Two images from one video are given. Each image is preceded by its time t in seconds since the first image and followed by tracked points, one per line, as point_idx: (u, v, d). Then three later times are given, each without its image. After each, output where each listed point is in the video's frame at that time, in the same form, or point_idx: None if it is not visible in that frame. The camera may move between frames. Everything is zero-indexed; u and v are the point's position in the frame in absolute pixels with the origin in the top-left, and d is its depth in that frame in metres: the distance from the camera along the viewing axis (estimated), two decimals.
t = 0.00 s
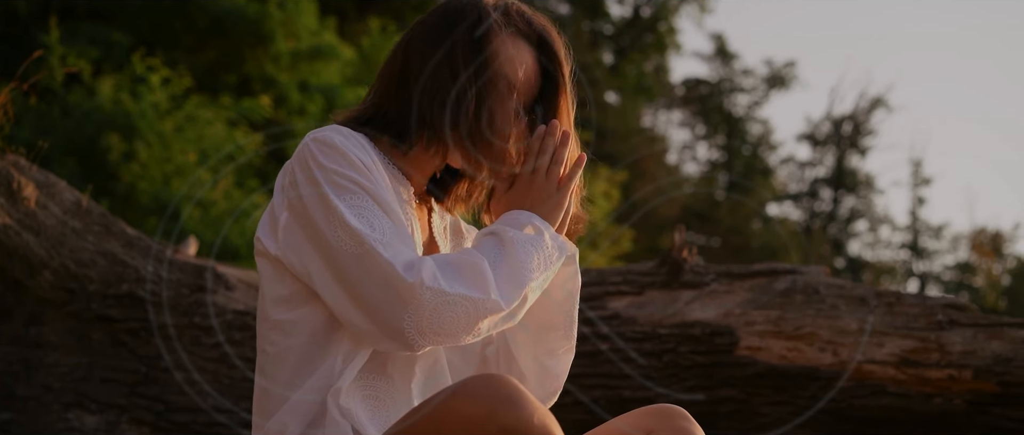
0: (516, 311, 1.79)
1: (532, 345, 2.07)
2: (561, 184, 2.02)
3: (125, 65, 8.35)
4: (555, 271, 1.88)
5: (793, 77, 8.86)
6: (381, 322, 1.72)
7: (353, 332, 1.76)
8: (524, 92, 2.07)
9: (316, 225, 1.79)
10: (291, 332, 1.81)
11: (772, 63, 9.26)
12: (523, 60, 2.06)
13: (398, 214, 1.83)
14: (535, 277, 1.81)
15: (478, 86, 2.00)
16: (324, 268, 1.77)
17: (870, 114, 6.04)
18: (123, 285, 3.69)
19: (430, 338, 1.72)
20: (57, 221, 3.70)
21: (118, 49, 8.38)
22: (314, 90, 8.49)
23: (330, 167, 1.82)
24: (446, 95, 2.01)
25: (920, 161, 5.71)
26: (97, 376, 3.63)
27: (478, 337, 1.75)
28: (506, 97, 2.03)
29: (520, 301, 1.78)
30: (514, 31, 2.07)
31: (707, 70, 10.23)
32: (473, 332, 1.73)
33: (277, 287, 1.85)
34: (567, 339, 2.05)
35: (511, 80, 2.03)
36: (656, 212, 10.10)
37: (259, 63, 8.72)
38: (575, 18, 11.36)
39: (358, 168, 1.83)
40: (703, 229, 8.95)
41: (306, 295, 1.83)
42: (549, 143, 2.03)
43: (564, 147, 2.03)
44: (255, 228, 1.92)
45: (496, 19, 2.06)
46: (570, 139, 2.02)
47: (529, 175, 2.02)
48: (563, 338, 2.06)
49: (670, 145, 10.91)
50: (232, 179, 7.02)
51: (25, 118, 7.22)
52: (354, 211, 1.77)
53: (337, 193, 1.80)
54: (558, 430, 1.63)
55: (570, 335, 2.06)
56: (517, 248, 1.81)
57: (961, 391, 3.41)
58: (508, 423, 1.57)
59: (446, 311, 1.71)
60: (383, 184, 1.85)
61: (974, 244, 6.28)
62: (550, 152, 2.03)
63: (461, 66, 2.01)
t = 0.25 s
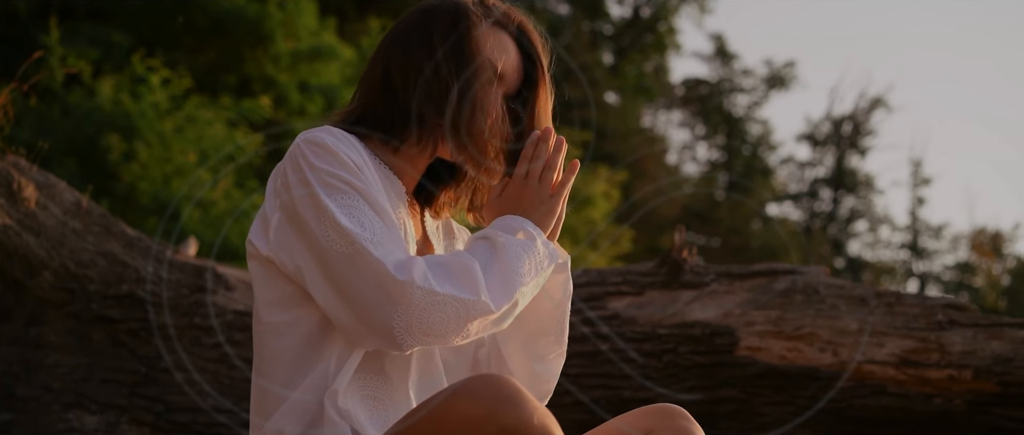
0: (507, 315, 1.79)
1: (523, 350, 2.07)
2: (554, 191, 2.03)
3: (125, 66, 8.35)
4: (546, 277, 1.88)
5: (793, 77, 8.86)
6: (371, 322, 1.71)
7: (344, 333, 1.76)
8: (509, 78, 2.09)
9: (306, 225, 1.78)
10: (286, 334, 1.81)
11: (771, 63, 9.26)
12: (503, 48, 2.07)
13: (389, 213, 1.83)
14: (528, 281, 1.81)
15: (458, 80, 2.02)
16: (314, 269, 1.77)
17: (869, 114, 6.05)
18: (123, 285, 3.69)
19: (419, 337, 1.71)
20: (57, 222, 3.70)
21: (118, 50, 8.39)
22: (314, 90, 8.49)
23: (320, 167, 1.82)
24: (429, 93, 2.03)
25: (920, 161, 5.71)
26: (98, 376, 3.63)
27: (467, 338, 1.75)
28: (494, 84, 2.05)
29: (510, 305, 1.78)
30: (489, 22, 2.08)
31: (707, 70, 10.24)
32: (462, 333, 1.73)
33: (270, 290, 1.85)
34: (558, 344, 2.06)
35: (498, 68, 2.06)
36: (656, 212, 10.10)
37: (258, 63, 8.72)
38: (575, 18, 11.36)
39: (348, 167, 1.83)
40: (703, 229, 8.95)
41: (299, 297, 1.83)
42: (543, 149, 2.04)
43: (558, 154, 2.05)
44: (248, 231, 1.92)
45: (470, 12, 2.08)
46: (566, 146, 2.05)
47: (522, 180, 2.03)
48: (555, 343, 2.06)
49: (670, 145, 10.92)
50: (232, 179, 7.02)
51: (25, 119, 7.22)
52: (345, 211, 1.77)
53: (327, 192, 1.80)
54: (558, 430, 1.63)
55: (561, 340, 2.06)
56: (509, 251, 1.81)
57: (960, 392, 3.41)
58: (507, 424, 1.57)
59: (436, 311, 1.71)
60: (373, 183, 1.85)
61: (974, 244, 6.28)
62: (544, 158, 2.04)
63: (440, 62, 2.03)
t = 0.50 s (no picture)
0: (497, 318, 1.79)
1: (514, 354, 2.08)
2: (546, 195, 2.02)
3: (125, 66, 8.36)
4: (537, 281, 1.88)
5: (793, 77, 8.87)
6: (364, 322, 1.71)
7: (338, 333, 1.75)
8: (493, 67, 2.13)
9: (298, 225, 1.78)
10: (280, 335, 1.81)
11: (771, 63, 9.27)
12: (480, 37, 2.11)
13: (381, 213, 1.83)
14: (519, 284, 1.82)
15: (438, 71, 2.04)
16: (306, 269, 1.76)
17: (869, 114, 6.06)
18: (123, 285, 3.69)
19: (411, 337, 1.71)
20: (57, 222, 3.70)
21: (118, 50, 8.39)
22: (314, 91, 8.50)
23: (312, 168, 1.82)
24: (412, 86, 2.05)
25: (920, 162, 5.71)
26: (97, 377, 3.63)
27: (458, 339, 1.75)
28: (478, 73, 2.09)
29: (501, 308, 1.78)
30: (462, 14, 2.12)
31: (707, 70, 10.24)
32: (453, 334, 1.74)
33: (263, 291, 1.84)
34: (549, 348, 2.07)
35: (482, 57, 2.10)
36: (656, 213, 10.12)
37: (258, 63, 8.71)
38: (575, 18, 11.37)
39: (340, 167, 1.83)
40: (703, 229, 8.95)
41: (293, 298, 1.83)
42: (535, 153, 2.04)
43: (550, 159, 2.04)
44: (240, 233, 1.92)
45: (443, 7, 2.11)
46: (557, 149, 2.03)
47: (514, 185, 2.02)
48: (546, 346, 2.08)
49: (669, 145, 10.92)
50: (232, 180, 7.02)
51: (25, 119, 7.23)
52: (337, 210, 1.77)
53: (320, 193, 1.79)
54: (558, 430, 1.63)
55: (552, 343, 2.08)
56: (501, 254, 1.81)
57: (960, 392, 3.41)
58: (507, 423, 1.57)
59: (427, 311, 1.71)
60: (365, 183, 1.85)
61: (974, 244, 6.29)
62: (536, 162, 2.03)
63: (419, 56, 2.06)
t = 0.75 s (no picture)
0: (490, 321, 1.80)
1: (507, 357, 2.08)
2: (539, 198, 2.02)
3: (125, 66, 8.36)
4: (530, 284, 1.89)
5: (792, 77, 8.86)
6: (358, 324, 1.71)
7: (333, 335, 1.75)
8: (475, 58, 2.15)
9: (292, 228, 1.78)
10: (276, 338, 1.81)
11: (771, 64, 9.26)
12: (458, 30, 2.11)
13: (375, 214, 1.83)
14: (511, 287, 1.82)
15: (424, 67, 2.05)
16: (301, 271, 1.76)
17: (870, 114, 6.05)
18: (123, 286, 3.69)
19: (405, 338, 1.71)
20: (57, 223, 3.70)
21: (118, 50, 8.40)
22: (314, 91, 8.51)
23: (306, 169, 1.82)
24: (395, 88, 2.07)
25: (920, 162, 5.71)
26: (98, 378, 3.64)
27: (451, 341, 1.76)
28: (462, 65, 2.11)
29: (494, 311, 1.78)
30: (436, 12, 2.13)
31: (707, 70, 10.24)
32: (446, 336, 1.74)
33: (259, 294, 1.84)
34: (542, 350, 2.08)
35: (465, 49, 2.11)
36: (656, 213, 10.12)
37: (258, 64, 8.70)
38: (575, 18, 11.37)
39: (334, 168, 1.83)
40: (703, 229, 8.94)
41: (288, 300, 1.83)
42: (528, 156, 2.02)
43: (542, 160, 2.01)
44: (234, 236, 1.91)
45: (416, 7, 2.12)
46: (549, 152, 2.00)
47: (507, 188, 2.02)
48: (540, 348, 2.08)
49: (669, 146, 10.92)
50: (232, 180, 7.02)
51: (25, 120, 7.23)
52: (331, 212, 1.77)
53: (313, 195, 1.79)
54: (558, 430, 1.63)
55: (545, 345, 2.08)
56: (494, 258, 1.82)
57: (960, 392, 3.41)
58: (507, 423, 1.57)
59: (421, 313, 1.71)
60: (358, 184, 1.85)
61: (974, 244, 6.28)
62: (529, 165, 2.01)
63: (398, 57, 2.07)
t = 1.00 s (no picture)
0: (481, 327, 1.79)
1: (501, 363, 2.08)
2: (531, 204, 2.01)
3: (125, 67, 8.37)
4: (521, 290, 1.88)
5: (792, 77, 8.87)
6: (349, 328, 1.71)
7: (325, 339, 1.75)
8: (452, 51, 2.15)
9: (284, 230, 1.77)
10: (271, 342, 1.81)
11: (771, 63, 9.27)
12: (432, 27, 2.10)
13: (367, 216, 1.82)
14: (503, 293, 1.82)
15: (405, 64, 2.04)
16: (293, 274, 1.76)
17: (870, 114, 6.05)
18: (123, 287, 3.69)
19: (396, 343, 1.71)
20: (57, 224, 3.70)
21: (118, 51, 8.41)
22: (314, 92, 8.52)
23: (298, 171, 1.81)
24: (370, 88, 2.05)
25: (920, 162, 5.71)
26: (98, 378, 3.63)
27: (442, 346, 1.76)
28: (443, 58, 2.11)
29: (485, 317, 1.78)
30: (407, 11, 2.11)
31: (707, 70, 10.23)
32: (437, 341, 1.74)
33: (253, 298, 1.84)
34: (535, 355, 2.09)
35: (442, 41, 2.11)
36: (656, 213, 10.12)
37: (258, 64, 8.70)
38: (575, 19, 11.38)
39: (326, 170, 1.82)
40: (703, 230, 8.94)
41: (282, 304, 1.82)
42: (519, 162, 2.01)
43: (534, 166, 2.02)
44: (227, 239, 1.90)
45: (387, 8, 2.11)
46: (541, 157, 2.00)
47: (498, 193, 2.01)
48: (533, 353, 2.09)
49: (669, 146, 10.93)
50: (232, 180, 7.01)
51: (25, 121, 7.24)
52: (324, 215, 1.76)
53: (305, 197, 1.78)
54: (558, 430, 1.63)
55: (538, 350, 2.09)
56: (486, 264, 1.81)
57: (960, 392, 3.42)
58: (507, 423, 1.57)
59: (412, 318, 1.71)
60: (351, 185, 1.84)
61: (974, 243, 6.28)
62: (520, 170, 2.01)
63: (372, 57, 2.05)
